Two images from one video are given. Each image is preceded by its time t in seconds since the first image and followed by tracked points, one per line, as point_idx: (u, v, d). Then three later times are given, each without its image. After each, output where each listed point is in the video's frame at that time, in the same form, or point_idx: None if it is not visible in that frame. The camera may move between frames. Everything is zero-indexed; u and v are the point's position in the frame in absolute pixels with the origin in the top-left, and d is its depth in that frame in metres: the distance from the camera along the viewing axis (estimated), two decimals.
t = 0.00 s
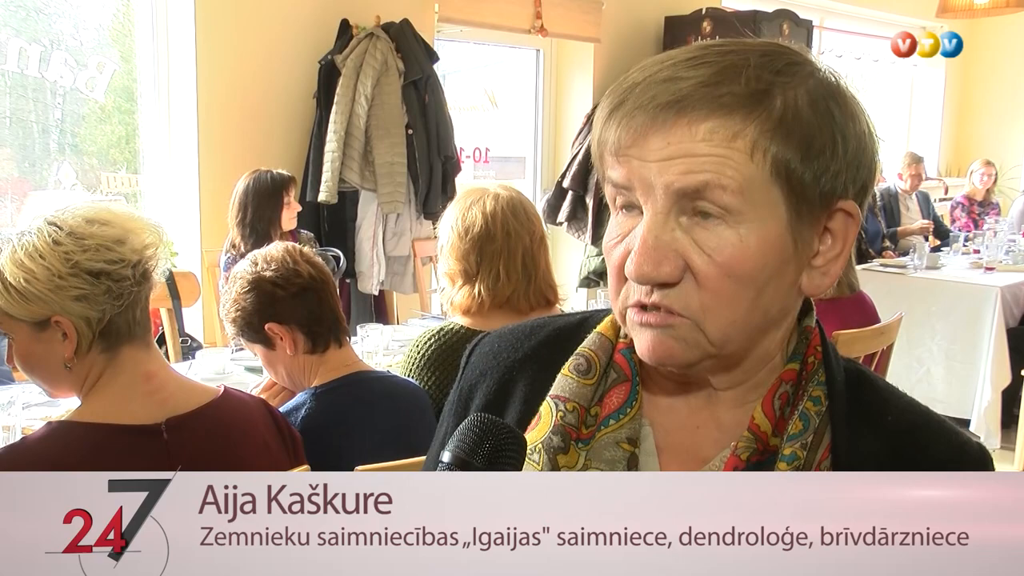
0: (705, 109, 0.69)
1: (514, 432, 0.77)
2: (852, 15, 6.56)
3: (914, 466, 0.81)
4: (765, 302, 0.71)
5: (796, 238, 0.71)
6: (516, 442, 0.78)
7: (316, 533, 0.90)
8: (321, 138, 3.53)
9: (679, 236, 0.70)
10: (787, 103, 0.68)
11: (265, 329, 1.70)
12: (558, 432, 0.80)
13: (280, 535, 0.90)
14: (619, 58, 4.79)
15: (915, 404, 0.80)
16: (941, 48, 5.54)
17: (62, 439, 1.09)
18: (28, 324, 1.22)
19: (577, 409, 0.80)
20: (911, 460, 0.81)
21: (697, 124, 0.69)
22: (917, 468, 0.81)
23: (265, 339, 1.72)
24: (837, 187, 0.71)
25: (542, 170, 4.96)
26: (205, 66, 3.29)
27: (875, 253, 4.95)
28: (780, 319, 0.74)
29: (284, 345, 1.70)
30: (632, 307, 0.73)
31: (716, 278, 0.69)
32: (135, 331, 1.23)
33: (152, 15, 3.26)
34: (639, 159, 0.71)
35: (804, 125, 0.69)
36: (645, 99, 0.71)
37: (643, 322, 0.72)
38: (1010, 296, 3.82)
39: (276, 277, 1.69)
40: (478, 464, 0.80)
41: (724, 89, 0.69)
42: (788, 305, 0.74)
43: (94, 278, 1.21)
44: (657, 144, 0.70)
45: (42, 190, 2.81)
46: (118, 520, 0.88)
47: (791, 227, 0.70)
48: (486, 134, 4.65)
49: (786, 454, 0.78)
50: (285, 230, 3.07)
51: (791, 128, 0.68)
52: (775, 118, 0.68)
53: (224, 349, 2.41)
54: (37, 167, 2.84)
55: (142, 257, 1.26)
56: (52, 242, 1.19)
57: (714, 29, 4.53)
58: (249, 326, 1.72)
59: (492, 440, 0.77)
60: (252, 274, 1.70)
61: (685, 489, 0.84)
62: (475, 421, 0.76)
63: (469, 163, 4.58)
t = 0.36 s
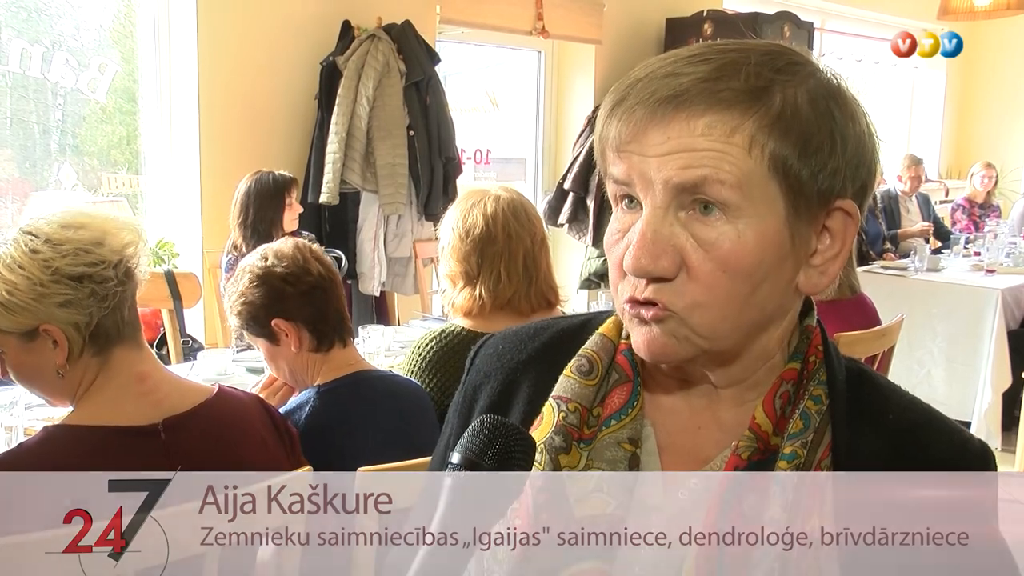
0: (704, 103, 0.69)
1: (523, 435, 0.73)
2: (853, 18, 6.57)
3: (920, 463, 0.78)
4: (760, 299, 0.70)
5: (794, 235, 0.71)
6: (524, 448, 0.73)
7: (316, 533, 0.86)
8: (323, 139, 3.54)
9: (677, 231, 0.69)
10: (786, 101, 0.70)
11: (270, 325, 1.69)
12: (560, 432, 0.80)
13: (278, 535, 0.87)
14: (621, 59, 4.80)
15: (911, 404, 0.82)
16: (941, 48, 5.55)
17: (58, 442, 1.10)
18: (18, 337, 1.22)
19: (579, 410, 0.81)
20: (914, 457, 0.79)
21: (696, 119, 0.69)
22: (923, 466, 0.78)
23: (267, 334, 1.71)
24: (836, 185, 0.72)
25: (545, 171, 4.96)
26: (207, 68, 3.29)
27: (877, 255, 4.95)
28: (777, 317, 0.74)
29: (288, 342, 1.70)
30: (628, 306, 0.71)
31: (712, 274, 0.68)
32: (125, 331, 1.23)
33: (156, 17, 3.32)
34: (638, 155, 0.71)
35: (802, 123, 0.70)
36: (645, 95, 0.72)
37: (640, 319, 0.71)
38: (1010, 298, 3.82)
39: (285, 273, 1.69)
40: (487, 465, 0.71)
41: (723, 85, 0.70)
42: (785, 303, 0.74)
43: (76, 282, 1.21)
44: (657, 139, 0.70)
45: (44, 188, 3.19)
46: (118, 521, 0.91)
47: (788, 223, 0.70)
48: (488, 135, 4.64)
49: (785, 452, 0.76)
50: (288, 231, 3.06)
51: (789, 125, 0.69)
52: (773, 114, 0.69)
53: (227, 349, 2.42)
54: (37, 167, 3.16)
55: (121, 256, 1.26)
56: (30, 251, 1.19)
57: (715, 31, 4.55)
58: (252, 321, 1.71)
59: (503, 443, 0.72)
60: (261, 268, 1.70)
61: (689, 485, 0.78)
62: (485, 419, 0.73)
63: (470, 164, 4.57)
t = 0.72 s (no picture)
0: (710, 120, 0.69)
1: (532, 441, 0.64)
2: (855, 19, 6.57)
3: (924, 462, 0.78)
4: (771, 310, 0.70)
5: (801, 246, 0.71)
6: (533, 453, 0.64)
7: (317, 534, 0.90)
8: (325, 138, 3.54)
9: (685, 248, 0.69)
10: (790, 112, 0.70)
11: (289, 291, 1.73)
12: (569, 432, 0.80)
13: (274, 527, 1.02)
14: (623, 59, 4.80)
15: (918, 399, 0.81)
16: (941, 48, 5.56)
17: (64, 440, 1.09)
18: (23, 333, 1.22)
19: (587, 409, 0.81)
20: (919, 456, 0.78)
21: (702, 136, 0.69)
22: (929, 467, 0.77)
23: (281, 299, 1.73)
24: (842, 194, 0.72)
25: (546, 171, 4.96)
26: (209, 68, 3.29)
27: (879, 255, 4.95)
28: (786, 327, 0.75)
29: (298, 314, 1.71)
30: (640, 319, 0.71)
31: (722, 289, 0.68)
32: (129, 325, 1.23)
33: (157, 15, 3.32)
34: (643, 171, 0.71)
35: (808, 134, 0.70)
36: (649, 112, 0.72)
37: (651, 333, 0.70)
38: (1012, 299, 3.82)
39: (318, 252, 1.74)
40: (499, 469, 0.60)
41: (727, 100, 0.70)
42: (793, 312, 0.74)
43: (78, 275, 1.20)
44: (662, 157, 0.70)
45: (45, 187, 3.19)
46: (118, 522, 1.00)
47: (795, 235, 0.70)
48: (490, 135, 4.64)
49: (794, 450, 0.75)
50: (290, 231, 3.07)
51: (796, 137, 0.69)
52: (779, 128, 0.69)
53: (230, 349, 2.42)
54: (38, 167, 3.16)
55: (122, 249, 1.25)
56: (31, 247, 1.20)
57: (717, 32, 4.55)
58: (273, 283, 1.74)
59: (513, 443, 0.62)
60: (295, 238, 1.74)
61: (694, 487, 0.79)
62: (492, 424, 0.64)
63: (472, 164, 4.57)
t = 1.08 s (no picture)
0: (707, 112, 0.70)
1: (539, 445, 0.64)
2: (855, 20, 6.58)
3: (925, 465, 0.76)
4: (769, 306, 0.70)
5: (799, 239, 0.71)
6: (538, 458, 0.63)
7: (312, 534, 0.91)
8: (326, 138, 3.55)
9: (684, 240, 0.69)
10: (787, 106, 0.70)
11: (283, 289, 1.73)
12: (571, 434, 0.80)
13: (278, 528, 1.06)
14: (623, 60, 4.81)
15: (920, 402, 0.80)
16: (940, 48, 5.56)
17: (70, 436, 1.09)
18: (27, 330, 1.23)
19: (589, 411, 0.82)
20: (920, 458, 0.77)
21: (699, 128, 0.69)
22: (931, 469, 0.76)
23: (271, 294, 1.73)
24: (840, 187, 0.72)
25: (546, 172, 4.96)
26: (210, 67, 3.29)
27: (878, 256, 4.96)
28: (786, 320, 0.75)
29: (286, 309, 1.74)
30: (640, 313, 0.71)
31: (722, 282, 0.68)
32: (127, 318, 1.23)
33: (158, 16, 3.32)
34: (642, 164, 0.71)
35: (804, 127, 0.70)
36: (647, 107, 0.73)
37: (651, 323, 0.70)
38: (1012, 300, 3.82)
39: (318, 254, 1.79)
40: (501, 465, 0.59)
41: (724, 93, 0.70)
42: (793, 305, 0.74)
43: (71, 270, 1.22)
44: (660, 150, 0.70)
45: (44, 187, 3.19)
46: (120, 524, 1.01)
47: (793, 228, 0.70)
48: (490, 135, 4.63)
49: (794, 453, 0.76)
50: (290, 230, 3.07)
51: (791, 130, 0.70)
52: (775, 120, 0.70)
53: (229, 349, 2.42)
54: (38, 167, 3.16)
55: (116, 243, 1.26)
56: (26, 244, 1.22)
57: (717, 32, 4.55)
58: (263, 276, 1.73)
59: (516, 442, 0.62)
60: (296, 237, 1.77)
61: (696, 489, 0.79)
62: (495, 426, 0.64)
63: (472, 165, 4.57)
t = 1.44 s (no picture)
0: (718, 105, 0.70)
1: (531, 434, 0.63)
2: (855, 20, 6.58)
3: (927, 463, 0.76)
4: (776, 302, 0.70)
5: (806, 236, 0.71)
6: (531, 448, 0.62)
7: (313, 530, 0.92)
8: (326, 138, 3.55)
9: (691, 232, 0.69)
10: (797, 103, 0.70)
11: (249, 293, 1.70)
12: (574, 431, 0.80)
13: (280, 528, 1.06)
14: (624, 59, 4.80)
15: (922, 400, 0.80)
16: (940, 48, 5.56)
17: (99, 425, 1.16)
18: (79, 304, 1.31)
19: (592, 408, 0.82)
20: (922, 456, 0.76)
21: (710, 119, 0.70)
22: (932, 467, 0.75)
23: (238, 299, 1.70)
24: (847, 186, 0.73)
25: (546, 171, 4.96)
26: (211, 67, 3.29)
27: (878, 256, 4.96)
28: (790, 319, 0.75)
29: (254, 315, 1.71)
30: (645, 308, 0.70)
31: (729, 274, 0.68)
32: (174, 311, 1.30)
33: (158, 14, 3.31)
34: (651, 156, 0.71)
35: (814, 124, 0.70)
36: (658, 98, 0.73)
37: (657, 324, 0.70)
38: (1011, 300, 3.82)
39: (285, 261, 1.76)
40: (492, 460, 0.59)
41: (736, 88, 0.71)
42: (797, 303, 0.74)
43: (134, 255, 1.30)
44: (671, 141, 0.70)
45: (44, 185, 3.19)
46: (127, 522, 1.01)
47: (801, 223, 0.70)
48: (490, 135, 4.63)
49: (797, 449, 0.76)
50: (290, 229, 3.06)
51: (801, 125, 0.70)
52: (786, 116, 0.70)
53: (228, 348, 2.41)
54: (37, 165, 3.15)
55: (180, 239, 1.34)
56: (98, 223, 1.31)
57: (717, 32, 4.55)
58: (228, 282, 1.70)
59: (507, 437, 0.61)
60: (263, 244, 1.75)
61: (698, 486, 0.79)
62: (487, 417, 0.63)
63: (472, 164, 4.56)
